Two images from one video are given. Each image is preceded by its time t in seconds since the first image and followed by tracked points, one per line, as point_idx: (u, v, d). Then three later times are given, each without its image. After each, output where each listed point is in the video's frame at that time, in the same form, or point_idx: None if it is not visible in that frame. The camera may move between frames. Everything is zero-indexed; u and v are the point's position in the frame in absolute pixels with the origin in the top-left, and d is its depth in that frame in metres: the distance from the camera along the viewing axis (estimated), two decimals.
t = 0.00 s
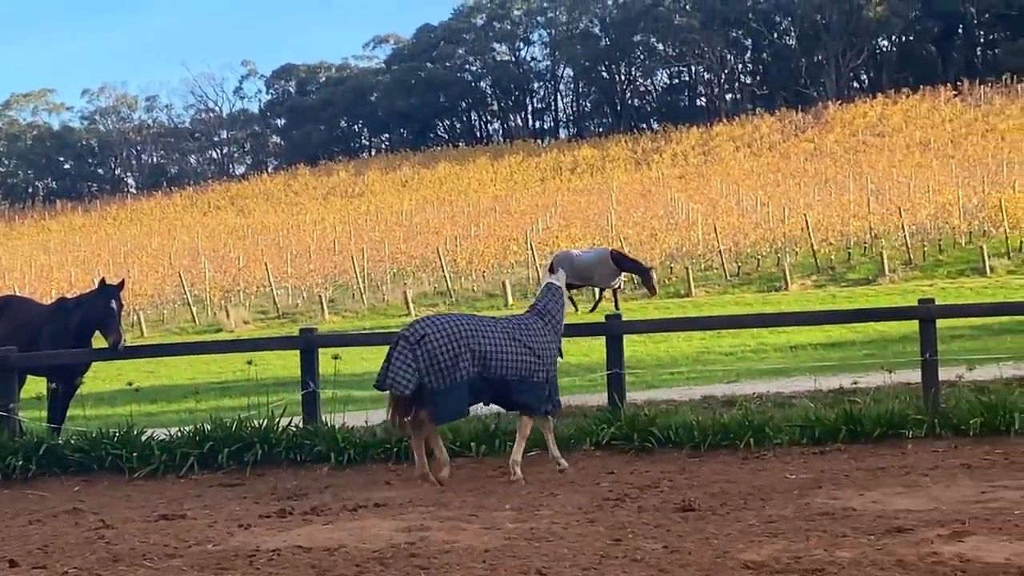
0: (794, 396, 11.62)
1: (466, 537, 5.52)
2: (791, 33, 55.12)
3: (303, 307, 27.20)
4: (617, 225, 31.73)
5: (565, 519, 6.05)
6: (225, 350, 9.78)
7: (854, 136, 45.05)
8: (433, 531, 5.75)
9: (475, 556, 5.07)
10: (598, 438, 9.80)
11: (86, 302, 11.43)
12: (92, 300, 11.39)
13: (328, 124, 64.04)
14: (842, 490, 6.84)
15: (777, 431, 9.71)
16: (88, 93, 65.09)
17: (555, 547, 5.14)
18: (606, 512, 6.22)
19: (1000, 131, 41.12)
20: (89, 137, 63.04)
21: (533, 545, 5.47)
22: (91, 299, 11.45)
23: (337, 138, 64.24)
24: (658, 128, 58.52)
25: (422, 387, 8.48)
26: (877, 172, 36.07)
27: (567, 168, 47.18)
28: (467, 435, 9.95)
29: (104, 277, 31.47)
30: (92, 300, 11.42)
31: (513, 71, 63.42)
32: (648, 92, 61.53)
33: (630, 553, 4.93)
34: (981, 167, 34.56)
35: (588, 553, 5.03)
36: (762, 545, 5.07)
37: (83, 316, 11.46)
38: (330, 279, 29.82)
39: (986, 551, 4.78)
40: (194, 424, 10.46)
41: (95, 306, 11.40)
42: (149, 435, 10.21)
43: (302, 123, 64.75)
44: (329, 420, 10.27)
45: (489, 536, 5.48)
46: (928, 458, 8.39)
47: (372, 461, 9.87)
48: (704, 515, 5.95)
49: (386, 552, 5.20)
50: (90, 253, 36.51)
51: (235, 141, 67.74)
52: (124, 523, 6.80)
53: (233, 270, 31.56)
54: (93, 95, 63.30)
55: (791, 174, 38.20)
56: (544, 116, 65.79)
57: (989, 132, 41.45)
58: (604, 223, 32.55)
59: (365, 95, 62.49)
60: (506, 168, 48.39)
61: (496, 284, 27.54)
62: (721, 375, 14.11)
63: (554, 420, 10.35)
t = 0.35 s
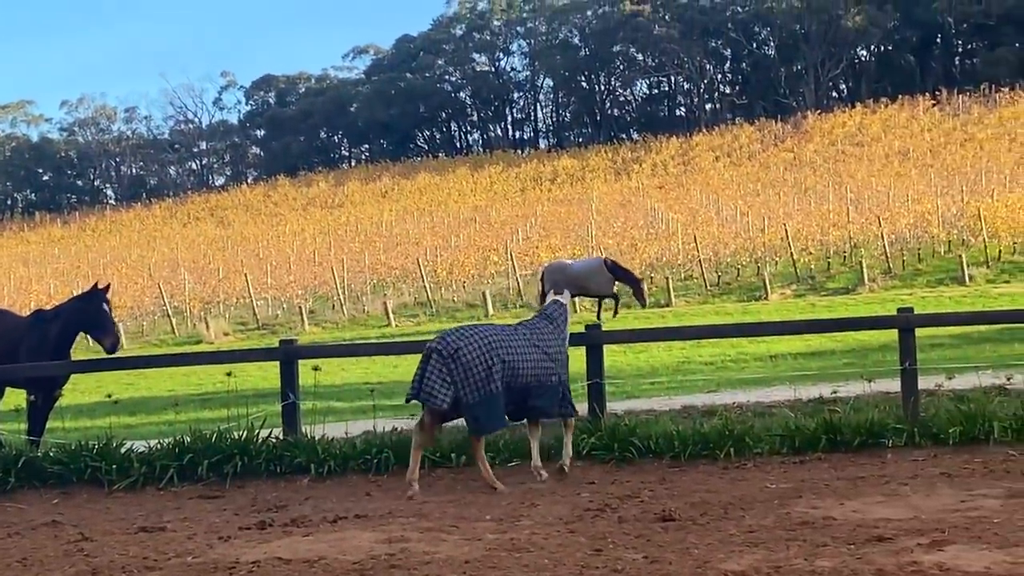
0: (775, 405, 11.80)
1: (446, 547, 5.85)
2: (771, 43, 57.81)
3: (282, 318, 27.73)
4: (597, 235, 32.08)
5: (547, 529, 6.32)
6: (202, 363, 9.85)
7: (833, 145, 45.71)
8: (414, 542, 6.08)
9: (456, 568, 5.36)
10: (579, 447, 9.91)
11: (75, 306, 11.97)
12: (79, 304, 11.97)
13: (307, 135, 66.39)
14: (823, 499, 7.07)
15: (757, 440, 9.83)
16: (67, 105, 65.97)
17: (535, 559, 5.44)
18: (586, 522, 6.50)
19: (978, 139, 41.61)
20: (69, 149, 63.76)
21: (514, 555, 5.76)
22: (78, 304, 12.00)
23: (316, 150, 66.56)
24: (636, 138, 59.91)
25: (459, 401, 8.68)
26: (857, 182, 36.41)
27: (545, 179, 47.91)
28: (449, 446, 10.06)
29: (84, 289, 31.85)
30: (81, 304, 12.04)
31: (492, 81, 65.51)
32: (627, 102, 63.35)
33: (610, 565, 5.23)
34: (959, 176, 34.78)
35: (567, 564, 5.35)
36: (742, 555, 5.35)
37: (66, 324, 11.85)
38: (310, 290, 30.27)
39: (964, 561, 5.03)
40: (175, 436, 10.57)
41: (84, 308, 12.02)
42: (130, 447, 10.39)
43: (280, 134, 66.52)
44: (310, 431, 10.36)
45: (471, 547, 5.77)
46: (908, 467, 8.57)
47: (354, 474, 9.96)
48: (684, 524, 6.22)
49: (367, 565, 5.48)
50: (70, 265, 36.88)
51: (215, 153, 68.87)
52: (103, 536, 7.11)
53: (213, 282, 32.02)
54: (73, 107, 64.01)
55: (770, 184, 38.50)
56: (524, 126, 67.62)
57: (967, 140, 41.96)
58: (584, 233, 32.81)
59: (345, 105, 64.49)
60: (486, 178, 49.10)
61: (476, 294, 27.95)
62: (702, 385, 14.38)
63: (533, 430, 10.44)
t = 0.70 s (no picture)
0: (753, 411, 11.92)
1: (426, 555, 6.18)
2: (748, 50, 58.81)
3: (262, 327, 28.03)
4: (576, 242, 32.26)
5: (527, 535, 6.66)
6: (180, 371, 9.87)
7: (810, 152, 46.22)
8: (393, 550, 6.44)
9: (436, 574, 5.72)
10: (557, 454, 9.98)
11: (65, 305, 12.07)
12: (68, 305, 12.10)
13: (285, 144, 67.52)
14: (801, 505, 7.34)
15: (735, 446, 9.87)
16: (44, 114, 66.31)
17: (513, 565, 5.79)
18: (565, 529, 6.82)
19: (955, 145, 42.00)
20: (46, 157, 63.94)
21: (493, 560, 6.11)
22: (67, 305, 12.12)
23: (294, 158, 67.64)
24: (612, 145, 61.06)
25: (484, 399, 8.79)
26: (835, 188, 36.69)
27: (522, 186, 48.34)
28: (427, 454, 10.12)
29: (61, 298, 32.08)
30: (75, 302, 12.21)
31: (470, 89, 66.85)
32: (605, 109, 64.37)
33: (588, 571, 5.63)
34: (935, 182, 34.95)
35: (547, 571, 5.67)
36: (721, 561, 5.67)
37: (52, 327, 11.89)
38: (288, 299, 30.66)
39: (942, 566, 5.34)
40: (153, 445, 10.62)
41: (75, 308, 12.18)
42: (109, 456, 10.42)
43: (257, 142, 67.80)
44: (288, 439, 10.37)
45: (452, 554, 6.14)
46: (885, 472, 8.73)
47: (332, 482, 10.02)
48: (662, 531, 6.54)
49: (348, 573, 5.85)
50: (48, 274, 37.07)
51: (193, 161, 68.57)
52: (83, 545, 7.35)
53: (190, 289, 32.28)
54: (49, 116, 64.35)
55: (748, 191, 38.68)
56: (502, 134, 69.28)
57: (945, 147, 42.40)
58: (562, 240, 32.97)
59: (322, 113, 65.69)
60: (464, 186, 49.49)
61: (455, 302, 28.23)
62: (680, 391, 14.59)
63: (512, 436, 10.50)
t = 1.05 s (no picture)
0: (729, 414, 12.01)
1: (403, 559, 6.29)
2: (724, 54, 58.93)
3: (239, 332, 28.08)
4: (554, 246, 32.30)
5: (504, 539, 6.77)
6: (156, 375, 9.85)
7: (787, 156, 46.55)
8: (370, 554, 6.55)
9: None
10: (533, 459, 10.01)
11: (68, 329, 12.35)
12: (75, 328, 12.35)
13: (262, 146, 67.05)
14: (778, 507, 7.42)
15: (713, 449, 9.90)
16: (19, 118, 66.49)
17: (490, 570, 5.91)
18: (542, 532, 6.93)
19: (931, 148, 42.26)
20: (21, 162, 64.05)
21: (470, 564, 6.24)
22: (75, 328, 12.39)
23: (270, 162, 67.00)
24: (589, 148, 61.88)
25: (488, 406, 8.78)
26: (811, 191, 36.88)
27: (500, 190, 48.58)
28: (404, 458, 10.11)
29: (38, 305, 32.13)
30: (86, 327, 12.41)
31: (447, 93, 67.54)
32: (583, 113, 64.52)
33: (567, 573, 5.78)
34: (910, 185, 35.08)
35: None
36: (697, 564, 5.79)
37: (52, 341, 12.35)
38: (265, 303, 30.85)
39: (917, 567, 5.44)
40: (130, 450, 10.62)
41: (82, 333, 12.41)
42: (85, 462, 10.41)
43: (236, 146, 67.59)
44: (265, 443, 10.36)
45: (429, 558, 6.26)
46: (862, 474, 8.78)
47: (309, 486, 10.02)
48: (639, 534, 6.66)
49: None
50: (25, 279, 37.09)
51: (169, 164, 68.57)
52: (59, 550, 7.41)
53: (167, 295, 32.36)
54: (25, 121, 64.35)
55: (725, 195, 38.81)
56: (480, 138, 70.11)
57: (921, 150, 42.68)
58: (539, 244, 33.04)
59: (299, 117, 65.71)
60: (441, 190, 49.69)
61: (432, 306, 28.36)
62: (656, 394, 14.69)
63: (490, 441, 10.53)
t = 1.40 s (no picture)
0: (704, 415, 12.07)
1: (378, 561, 6.37)
2: (698, 54, 60.34)
3: (213, 333, 28.16)
4: (529, 246, 32.37)
5: (478, 540, 6.85)
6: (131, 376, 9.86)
7: (761, 156, 46.83)
8: (345, 556, 6.62)
9: None
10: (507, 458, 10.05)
11: (89, 337, 13.02)
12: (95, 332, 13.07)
13: (236, 148, 68.71)
14: (752, 508, 7.50)
15: (687, 449, 9.93)
16: None
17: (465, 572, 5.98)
18: (516, 533, 7.00)
19: (905, 148, 42.66)
20: None
21: (446, 565, 6.31)
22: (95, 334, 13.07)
23: (244, 163, 68.63)
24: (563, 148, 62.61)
25: (480, 402, 8.88)
26: (786, 191, 37.08)
27: (474, 189, 48.93)
28: (378, 459, 10.14)
29: (11, 306, 32.20)
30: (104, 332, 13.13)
31: (421, 93, 68.42)
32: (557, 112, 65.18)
33: None
34: (885, 185, 35.27)
35: None
36: (672, 565, 5.88)
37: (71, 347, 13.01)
38: (240, 303, 30.99)
39: (891, 567, 5.53)
40: (101, 452, 10.60)
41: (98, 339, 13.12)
42: (57, 464, 10.37)
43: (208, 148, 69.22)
44: (239, 444, 10.38)
45: (403, 560, 6.33)
46: (836, 473, 8.83)
47: (283, 487, 10.03)
48: (613, 535, 6.75)
49: None
50: None
51: (142, 166, 69.93)
52: (31, 553, 7.42)
53: (141, 297, 32.46)
54: None
55: (699, 195, 38.92)
56: (455, 138, 70.52)
57: (894, 150, 43.05)
58: (515, 244, 33.12)
59: (273, 118, 67.33)
60: (415, 190, 49.99)
61: (406, 306, 28.49)
62: (631, 395, 14.75)
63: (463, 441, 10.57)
